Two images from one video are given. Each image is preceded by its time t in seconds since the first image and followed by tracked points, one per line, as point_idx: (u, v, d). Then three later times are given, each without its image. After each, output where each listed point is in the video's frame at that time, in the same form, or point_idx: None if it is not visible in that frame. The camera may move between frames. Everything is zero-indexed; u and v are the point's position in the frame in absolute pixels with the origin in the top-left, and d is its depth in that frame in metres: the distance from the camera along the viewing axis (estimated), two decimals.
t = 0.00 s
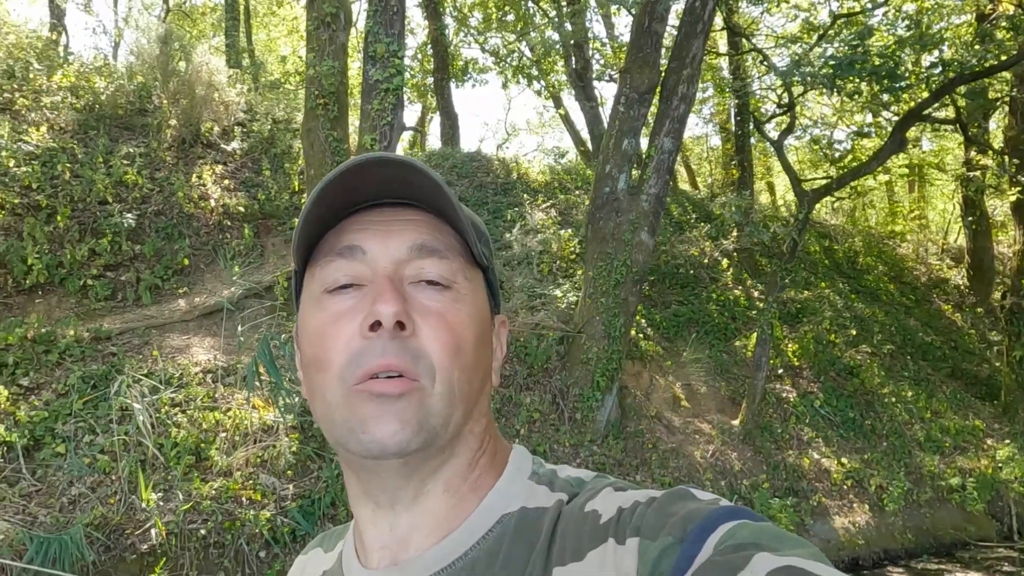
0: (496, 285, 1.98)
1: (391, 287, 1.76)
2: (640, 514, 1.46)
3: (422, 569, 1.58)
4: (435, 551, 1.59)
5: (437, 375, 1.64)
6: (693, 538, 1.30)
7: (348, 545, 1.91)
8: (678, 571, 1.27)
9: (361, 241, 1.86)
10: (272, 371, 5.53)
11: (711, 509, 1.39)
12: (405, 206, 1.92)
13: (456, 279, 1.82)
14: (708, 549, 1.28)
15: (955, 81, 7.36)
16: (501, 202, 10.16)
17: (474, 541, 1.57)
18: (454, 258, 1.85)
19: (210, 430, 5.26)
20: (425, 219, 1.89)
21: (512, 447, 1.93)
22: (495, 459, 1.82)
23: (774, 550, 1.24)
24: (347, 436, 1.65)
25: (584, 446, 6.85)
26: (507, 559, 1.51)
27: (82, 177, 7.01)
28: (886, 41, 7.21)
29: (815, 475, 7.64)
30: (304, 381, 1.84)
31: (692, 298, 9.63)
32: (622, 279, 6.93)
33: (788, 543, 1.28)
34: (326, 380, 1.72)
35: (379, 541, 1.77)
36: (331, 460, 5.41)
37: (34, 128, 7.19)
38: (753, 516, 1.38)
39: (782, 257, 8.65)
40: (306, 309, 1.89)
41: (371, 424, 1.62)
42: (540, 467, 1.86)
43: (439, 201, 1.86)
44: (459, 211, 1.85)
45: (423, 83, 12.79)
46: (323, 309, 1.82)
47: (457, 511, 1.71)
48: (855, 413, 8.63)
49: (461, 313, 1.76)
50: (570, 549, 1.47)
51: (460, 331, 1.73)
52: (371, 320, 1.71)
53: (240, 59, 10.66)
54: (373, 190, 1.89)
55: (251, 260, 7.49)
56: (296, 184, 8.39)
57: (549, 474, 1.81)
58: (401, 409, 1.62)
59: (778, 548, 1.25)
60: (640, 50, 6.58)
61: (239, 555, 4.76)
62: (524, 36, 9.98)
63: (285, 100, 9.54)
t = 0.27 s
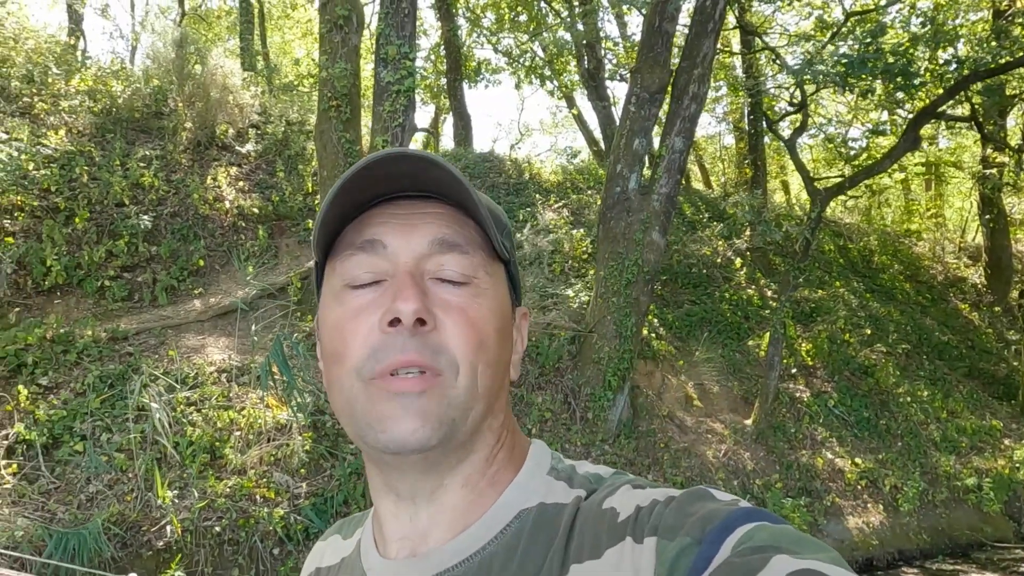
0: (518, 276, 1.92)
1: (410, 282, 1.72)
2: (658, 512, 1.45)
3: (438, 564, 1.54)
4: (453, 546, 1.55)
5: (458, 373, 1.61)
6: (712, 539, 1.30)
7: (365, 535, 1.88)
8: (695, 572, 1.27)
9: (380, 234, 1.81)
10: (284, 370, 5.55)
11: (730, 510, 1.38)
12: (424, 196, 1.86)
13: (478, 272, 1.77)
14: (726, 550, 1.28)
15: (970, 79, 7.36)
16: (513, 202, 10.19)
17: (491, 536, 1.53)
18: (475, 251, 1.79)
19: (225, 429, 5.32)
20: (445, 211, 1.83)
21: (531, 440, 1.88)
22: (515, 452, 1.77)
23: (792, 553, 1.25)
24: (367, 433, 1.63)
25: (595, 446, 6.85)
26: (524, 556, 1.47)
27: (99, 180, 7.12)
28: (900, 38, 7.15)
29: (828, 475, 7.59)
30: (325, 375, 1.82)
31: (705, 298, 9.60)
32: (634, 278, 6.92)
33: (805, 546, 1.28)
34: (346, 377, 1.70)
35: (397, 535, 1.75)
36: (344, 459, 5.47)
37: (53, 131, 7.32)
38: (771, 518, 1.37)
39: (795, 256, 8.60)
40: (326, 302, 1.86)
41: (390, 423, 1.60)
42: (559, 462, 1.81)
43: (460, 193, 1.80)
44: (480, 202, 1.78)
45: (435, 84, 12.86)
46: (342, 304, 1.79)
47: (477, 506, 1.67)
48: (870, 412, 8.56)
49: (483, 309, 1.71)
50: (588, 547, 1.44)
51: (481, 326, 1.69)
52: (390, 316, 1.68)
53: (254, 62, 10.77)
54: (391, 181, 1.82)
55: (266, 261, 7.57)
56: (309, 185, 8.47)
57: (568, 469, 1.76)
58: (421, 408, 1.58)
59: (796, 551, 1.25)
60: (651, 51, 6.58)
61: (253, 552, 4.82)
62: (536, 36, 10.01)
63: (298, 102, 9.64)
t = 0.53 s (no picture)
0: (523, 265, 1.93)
1: (417, 270, 1.73)
2: (657, 505, 1.42)
3: (438, 550, 1.54)
4: (454, 531, 1.55)
5: (464, 361, 1.62)
6: (710, 533, 1.27)
7: (365, 518, 1.88)
8: (692, 567, 1.25)
9: (388, 221, 1.81)
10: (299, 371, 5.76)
11: (730, 504, 1.35)
12: (433, 183, 1.86)
13: (484, 262, 1.78)
14: (724, 544, 1.25)
15: (982, 75, 7.36)
16: (524, 201, 10.22)
17: (491, 525, 1.52)
18: (482, 239, 1.80)
19: (236, 426, 5.39)
20: (453, 198, 1.84)
21: (532, 430, 1.87)
22: (517, 441, 1.77)
23: (792, 549, 1.22)
24: (373, 418, 1.64)
25: (604, 444, 6.85)
26: (524, 546, 1.46)
27: (114, 181, 7.23)
28: (912, 34, 7.09)
29: (840, 474, 7.54)
30: (329, 359, 1.83)
31: (716, 297, 9.56)
32: (643, 277, 6.91)
33: (805, 542, 1.25)
34: (351, 363, 1.71)
35: (397, 519, 1.76)
36: (353, 456, 5.53)
37: (68, 133, 7.44)
38: (771, 514, 1.35)
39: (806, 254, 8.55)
40: (331, 286, 1.87)
41: (396, 409, 1.61)
42: (561, 452, 1.80)
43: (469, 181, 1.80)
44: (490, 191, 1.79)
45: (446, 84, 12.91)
46: (348, 290, 1.79)
47: (478, 493, 1.67)
48: (883, 411, 8.49)
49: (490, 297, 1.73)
50: (587, 538, 1.43)
51: (487, 315, 1.70)
52: (397, 304, 1.69)
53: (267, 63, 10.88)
54: (401, 167, 1.82)
55: (278, 261, 7.64)
56: (321, 185, 8.54)
57: (569, 460, 1.75)
58: (428, 395, 1.60)
59: (795, 547, 1.22)
60: (659, 49, 6.57)
61: (264, 548, 4.87)
62: (547, 36, 10.03)
63: (310, 103, 9.72)
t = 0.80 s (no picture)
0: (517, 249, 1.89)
1: (409, 265, 1.69)
2: (643, 492, 1.42)
3: (425, 532, 1.55)
4: (442, 514, 1.56)
5: (456, 360, 1.61)
6: (695, 520, 1.28)
7: (355, 497, 1.90)
8: (678, 554, 1.26)
9: (379, 211, 1.75)
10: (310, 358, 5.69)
11: (714, 492, 1.37)
12: (425, 169, 1.78)
13: (477, 253, 1.73)
14: (709, 531, 1.26)
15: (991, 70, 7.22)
16: (532, 200, 10.24)
17: (478, 508, 1.53)
18: (476, 230, 1.75)
19: (244, 423, 5.47)
20: (446, 186, 1.76)
21: (522, 415, 1.88)
22: (506, 426, 1.76)
23: (775, 537, 1.23)
24: (364, 415, 1.64)
25: (611, 442, 6.87)
26: (511, 530, 1.47)
27: (126, 182, 7.34)
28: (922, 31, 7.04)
29: (849, 473, 7.51)
30: (320, 348, 1.81)
31: (725, 295, 9.54)
32: (649, 275, 6.92)
33: (787, 530, 1.27)
34: (344, 358, 1.70)
35: (384, 502, 1.76)
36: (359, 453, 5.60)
37: (81, 135, 7.55)
38: (754, 501, 1.37)
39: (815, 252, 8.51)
40: (321, 274, 1.83)
41: (388, 408, 1.60)
42: (549, 438, 1.81)
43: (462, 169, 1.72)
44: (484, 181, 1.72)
45: (455, 84, 12.96)
46: (339, 281, 1.76)
47: (467, 480, 1.65)
48: (893, 410, 8.44)
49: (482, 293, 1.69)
50: (572, 524, 1.43)
51: (480, 311, 1.67)
52: (388, 300, 1.66)
53: (278, 64, 10.98)
54: (393, 154, 1.74)
55: (287, 260, 7.71)
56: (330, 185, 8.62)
57: (557, 446, 1.77)
58: (420, 395, 1.58)
59: (777, 535, 1.24)
60: (665, 48, 6.58)
61: (271, 544, 4.94)
62: (556, 36, 10.05)
63: (320, 103, 9.80)
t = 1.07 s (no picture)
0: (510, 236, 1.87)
1: (415, 252, 1.64)
2: (638, 486, 1.42)
3: (419, 523, 1.52)
4: (437, 504, 1.52)
5: (465, 347, 1.57)
6: (690, 515, 1.29)
7: (345, 487, 1.87)
8: (672, 548, 1.26)
9: (380, 196, 1.69)
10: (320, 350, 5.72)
11: (709, 487, 1.37)
12: (425, 155, 1.75)
13: (480, 237, 1.71)
14: (704, 525, 1.27)
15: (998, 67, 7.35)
16: (539, 201, 10.26)
17: (471, 500, 1.51)
18: (478, 216, 1.73)
19: (252, 423, 5.53)
20: (446, 170, 1.74)
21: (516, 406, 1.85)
22: (500, 416, 1.74)
23: (769, 532, 1.24)
24: (371, 407, 1.58)
25: (617, 442, 6.87)
26: (504, 522, 1.45)
27: (137, 185, 7.43)
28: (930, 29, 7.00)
29: (857, 473, 7.47)
30: (316, 338, 1.74)
31: (733, 295, 9.51)
32: (655, 275, 6.92)
33: (781, 525, 1.28)
34: (346, 348, 1.63)
35: (377, 494, 1.71)
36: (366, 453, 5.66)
37: (93, 139, 7.66)
38: (748, 496, 1.37)
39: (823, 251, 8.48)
40: (315, 262, 1.75)
41: (398, 397, 1.55)
42: (542, 430, 1.79)
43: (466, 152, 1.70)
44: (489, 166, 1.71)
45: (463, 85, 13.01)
46: (337, 269, 1.68)
47: (463, 469, 1.62)
48: (903, 410, 8.38)
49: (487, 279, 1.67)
50: (566, 518, 1.41)
51: (486, 297, 1.64)
52: (395, 288, 1.60)
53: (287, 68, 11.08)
54: (395, 139, 1.70)
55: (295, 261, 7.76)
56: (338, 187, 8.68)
57: (550, 439, 1.75)
58: (431, 384, 1.55)
59: (772, 529, 1.25)
60: (670, 48, 6.58)
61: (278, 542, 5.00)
62: (563, 37, 10.08)
63: (328, 106, 9.88)
